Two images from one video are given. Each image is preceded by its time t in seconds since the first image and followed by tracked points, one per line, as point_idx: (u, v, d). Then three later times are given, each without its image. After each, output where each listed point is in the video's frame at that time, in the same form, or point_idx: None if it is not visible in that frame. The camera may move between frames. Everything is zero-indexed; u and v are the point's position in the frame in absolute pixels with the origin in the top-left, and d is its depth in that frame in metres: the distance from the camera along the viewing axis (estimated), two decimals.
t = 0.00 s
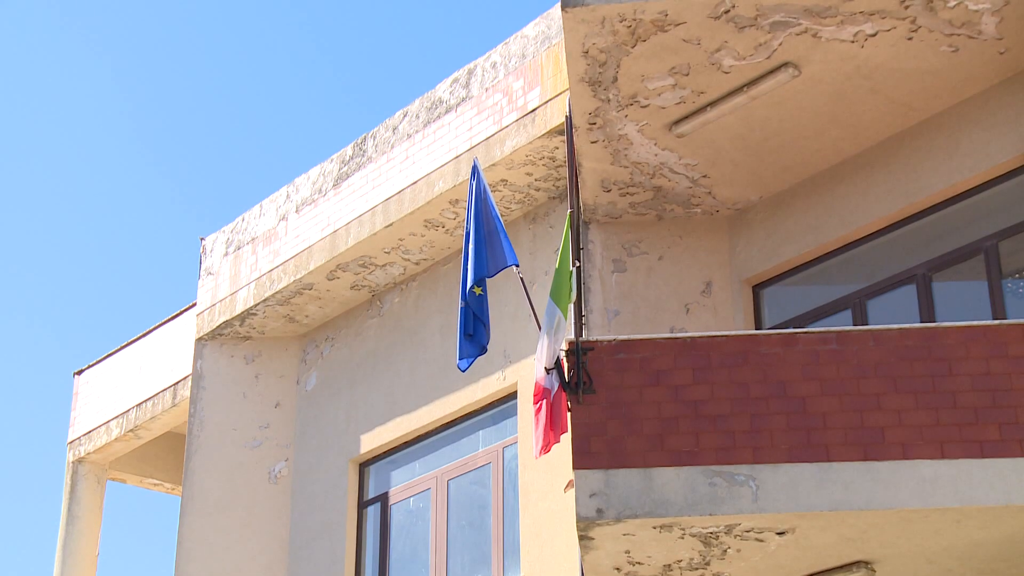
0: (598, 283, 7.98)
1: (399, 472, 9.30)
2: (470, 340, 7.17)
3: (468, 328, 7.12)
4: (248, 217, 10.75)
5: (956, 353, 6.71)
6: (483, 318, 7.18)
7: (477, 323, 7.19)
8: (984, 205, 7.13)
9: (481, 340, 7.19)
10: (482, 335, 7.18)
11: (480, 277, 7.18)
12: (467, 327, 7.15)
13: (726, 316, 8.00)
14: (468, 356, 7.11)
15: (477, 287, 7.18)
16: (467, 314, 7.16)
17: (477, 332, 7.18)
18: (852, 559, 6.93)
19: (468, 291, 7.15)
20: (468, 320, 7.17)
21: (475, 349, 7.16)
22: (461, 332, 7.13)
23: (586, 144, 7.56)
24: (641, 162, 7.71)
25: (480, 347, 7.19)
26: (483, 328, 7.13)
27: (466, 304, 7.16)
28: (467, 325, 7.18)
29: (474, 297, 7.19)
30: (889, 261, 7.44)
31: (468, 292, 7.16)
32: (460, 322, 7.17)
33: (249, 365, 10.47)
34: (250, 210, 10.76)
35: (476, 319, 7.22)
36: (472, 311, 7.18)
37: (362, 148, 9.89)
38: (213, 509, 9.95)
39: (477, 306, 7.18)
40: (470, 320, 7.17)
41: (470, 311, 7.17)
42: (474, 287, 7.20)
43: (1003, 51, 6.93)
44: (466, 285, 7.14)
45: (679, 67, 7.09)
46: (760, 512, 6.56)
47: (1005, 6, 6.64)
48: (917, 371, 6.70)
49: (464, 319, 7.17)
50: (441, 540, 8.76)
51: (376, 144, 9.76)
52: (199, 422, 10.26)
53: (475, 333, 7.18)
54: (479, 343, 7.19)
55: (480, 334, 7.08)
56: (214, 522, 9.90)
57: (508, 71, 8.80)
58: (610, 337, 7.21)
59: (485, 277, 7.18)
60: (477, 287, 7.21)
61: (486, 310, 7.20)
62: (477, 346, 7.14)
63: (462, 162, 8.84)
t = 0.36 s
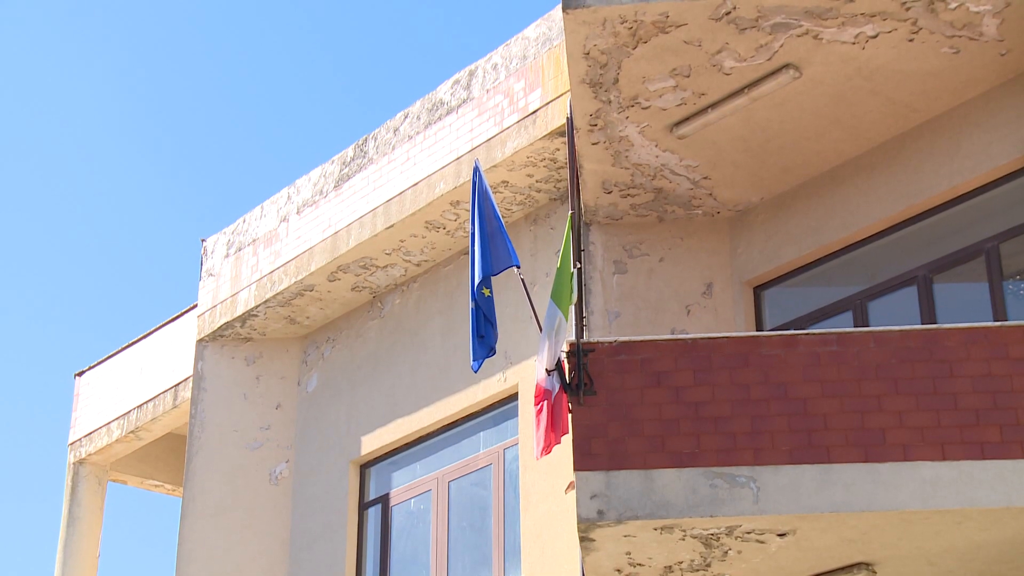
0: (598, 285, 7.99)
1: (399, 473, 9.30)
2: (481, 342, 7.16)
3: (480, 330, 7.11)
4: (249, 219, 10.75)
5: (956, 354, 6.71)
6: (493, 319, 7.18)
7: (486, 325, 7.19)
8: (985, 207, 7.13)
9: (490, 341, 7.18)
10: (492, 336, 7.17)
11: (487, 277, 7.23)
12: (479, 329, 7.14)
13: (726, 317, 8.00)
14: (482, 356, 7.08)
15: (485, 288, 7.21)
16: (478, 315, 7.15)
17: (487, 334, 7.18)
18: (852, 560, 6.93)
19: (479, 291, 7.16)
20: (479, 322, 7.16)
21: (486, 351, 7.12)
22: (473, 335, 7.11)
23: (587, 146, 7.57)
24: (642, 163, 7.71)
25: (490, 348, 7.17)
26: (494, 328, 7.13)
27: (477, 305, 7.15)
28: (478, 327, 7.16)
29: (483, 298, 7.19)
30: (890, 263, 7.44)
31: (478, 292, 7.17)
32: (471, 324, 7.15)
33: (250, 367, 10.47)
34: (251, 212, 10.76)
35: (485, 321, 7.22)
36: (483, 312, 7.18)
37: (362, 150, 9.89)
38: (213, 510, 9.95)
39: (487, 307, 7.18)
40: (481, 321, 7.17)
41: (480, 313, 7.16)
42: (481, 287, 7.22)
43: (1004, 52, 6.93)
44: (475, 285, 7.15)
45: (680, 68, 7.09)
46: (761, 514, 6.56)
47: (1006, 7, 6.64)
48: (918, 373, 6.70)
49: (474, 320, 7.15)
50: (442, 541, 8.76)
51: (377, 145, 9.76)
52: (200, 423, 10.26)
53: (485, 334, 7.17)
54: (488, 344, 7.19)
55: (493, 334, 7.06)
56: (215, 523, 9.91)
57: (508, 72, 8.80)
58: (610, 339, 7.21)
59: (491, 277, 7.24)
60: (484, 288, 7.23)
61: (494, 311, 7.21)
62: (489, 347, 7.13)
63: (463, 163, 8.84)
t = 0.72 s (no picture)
0: (597, 286, 7.98)
1: (398, 474, 9.30)
2: (489, 347, 7.12)
3: (486, 334, 7.06)
4: (248, 220, 10.74)
5: (955, 355, 6.71)
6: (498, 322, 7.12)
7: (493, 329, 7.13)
8: (984, 208, 7.13)
9: (499, 345, 7.14)
10: (499, 340, 7.12)
11: (490, 280, 7.17)
12: (485, 334, 7.09)
13: (725, 318, 8.00)
14: (490, 362, 7.04)
15: (489, 291, 7.14)
16: (483, 320, 7.09)
17: (494, 338, 7.12)
18: (851, 561, 6.93)
19: (482, 295, 7.10)
20: (484, 328, 7.10)
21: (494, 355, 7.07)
22: (480, 340, 7.06)
23: (586, 147, 7.57)
24: (641, 165, 7.71)
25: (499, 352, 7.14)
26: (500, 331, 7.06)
27: (481, 311, 7.09)
28: (484, 332, 7.11)
29: (487, 302, 7.13)
30: (889, 264, 7.44)
31: (481, 296, 7.11)
32: (476, 330, 7.10)
33: (249, 368, 10.47)
34: (250, 213, 10.75)
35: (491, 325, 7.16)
36: (488, 316, 7.11)
37: (362, 151, 9.89)
38: (212, 511, 9.95)
39: (491, 311, 7.11)
40: (487, 326, 7.10)
41: (485, 317, 7.10)
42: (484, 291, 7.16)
43: (1002, 54, 6.94)
44: (478, 290, 7.09)
45: (679, 69, 7.10)
46: (760, 515, 6.57)
47: (1005, 9, 6.65)
48: (917, 374, 6.71)
49: (479, 326, 7.09)
50: (441, 542, 8.75)
51: (376, 146, 9.76)
52: (199, 425, 10.26)
53: (493, 339, 7.12)
54: (497, 348, 7.14)
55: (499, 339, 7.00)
56: (214, 525, 9.90)
57: (508, 74, 8.80)
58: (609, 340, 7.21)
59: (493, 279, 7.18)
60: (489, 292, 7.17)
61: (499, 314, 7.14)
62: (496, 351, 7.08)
63: (462, 164, 8.83)
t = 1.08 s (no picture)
0: (597, 286, 8.02)
1: (399, 473, 9.34)
2: (491, 352, 7.15)
3: (486, 339, 7.09)
4: (250, 221, 10.78)
5: (953, 356, 6.75)
6: (498, 326, 7.12)
7: (494, 333, 7.15)
8: (981, 209, 7.16)
9: (502, 349, 7.14)
10: (500, 344, 7.12)
11: (489, 284, 7.19)
12: (485, 339, 7.12)
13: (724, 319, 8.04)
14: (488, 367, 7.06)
15: (489, 295, 7.17)
16: (482, 324, 7.13)
17: (496, 341, 7.14)
18: (849, 560, 6.97)
19: (479, 300, 7.13)
20: (485, 332, 7.14)
21: (495, 359, 7.10)
22: (479, 344, 7.10)
23: (586, 148, 7.61)
24: (640, 166, 7.75)
25: (503, 356, 7.14)
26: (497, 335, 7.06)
27: (480, 315, 7.13)
28: (486, 336, 7.15)
29: (487, 306, 7.15)
30: (887, 265, 7.48)
31: (479, 301, 7.15)
32: (478, 335, 7.15)
33: (251, 368, 10.51)
34: (252, 214, 10.80)
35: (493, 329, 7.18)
36: (488, 320, 7.13)
37: (363, 152, 9.93)
38: (215, 510, 9.99)
39: (490, 315, 7.13)
40: (488, 330, 7.14)
41: (485, 321, 7.13)
42: (485, 295, 7.19)
43: (1000, 56, 6.97)
44: (476, 295, 7.14)
45: (678, 71, 7.14)
46: (759, 514, 6.61)
47: (1003, 11, 6.69)
48: (915, 374, 6.74)
49: (480, 330, 7.14)
50: (441, 541, 8.80)
51: (377, 148, 9.80)
52: (201, 424, 10.31)
53: (494, 343, 7.14)
54: (501, 352, 7.14)
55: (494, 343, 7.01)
56: (215, 523, 9.95)
57: (508, 76, 8.84)
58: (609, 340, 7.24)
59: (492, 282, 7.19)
60: (490, 295, 7.18)
61: (500, 317, 7.14)
62: (497, 355, 7.09)
63: (463, 166, 8.87)
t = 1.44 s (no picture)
0: (593, 287, 8.32)
1: (403, 467, 9.64)
2: (482, 351, 7.50)
3: (476, 340, 7.44)
4: (260, 224, 11.08)
5: (934, 354, 7.04)
6: (489, 328, 7.47)
7: (486, 334, 7.50)
8: (963, 214, 7.45)
9: (492, 349, 7.49)
10: (491, 344, 7.48)
11: (483, 285, 7.52)
12: (476, 339, 7.48)
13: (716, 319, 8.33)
14: (478, 366, 7.43)
15: (482, 297, 7.50)
16: (474, 324, 7.48)
17: (487, 342, 7.49)
18: (835, 550, 7.27)
19: (472, 302, 7.47)
20: (477, 333, 7.49)
21: (485, 360, 7.46)
22: (470, 345, 7.46)
23: (582, 154, 7.90)
24: (635, 171, 8.04)
25: (492, 356, 7.49)
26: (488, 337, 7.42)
27: (472, 317, 7.47)
28: (477, 337, 7.50)
29: (479, 308, 7.49)
30: (872, 266, 7.78)
31: (472, 302, 7.48)
32: (470, 335, 7.51)
33: (260, 366, 10.80)
34: (261, 217, 11.10)
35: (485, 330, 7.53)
36: (479, 322, 7.48)
37: (368, 158, 10.23)
38: (226, 503, 10.30)
39: (482, 317, 7.46)
40: (479, 331, 7.48)
41: (477, 323, 7.47)
42: (478, 296, 7.53)
43: (980, 66, 7.26)
44: (468, 298, 7.47)
45: (671, 80, 7.43)
46: (748, 506, 6.91)
47: (982, 23, 6.98)
48: (898, 372, 7.03)
49: (472, 330, 7.49)
50: (444, 532, 9.10)
51: (382, 153, 10.09)
52: (213, 420, 10.62)
53: (485, 343, 7.49)
54: (490, 352, 7.51)
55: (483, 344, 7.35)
56: (226, 516, 10.25)
57: (508, 84, 9.13)
58: (604, 339, 7.53)
59: (487, 284, 7.50)
60: (483, 296, 7.52)
61: (491, 320, 7.47)
62: (486, 356, 7.44)
63: (464, 171, 9.16)
